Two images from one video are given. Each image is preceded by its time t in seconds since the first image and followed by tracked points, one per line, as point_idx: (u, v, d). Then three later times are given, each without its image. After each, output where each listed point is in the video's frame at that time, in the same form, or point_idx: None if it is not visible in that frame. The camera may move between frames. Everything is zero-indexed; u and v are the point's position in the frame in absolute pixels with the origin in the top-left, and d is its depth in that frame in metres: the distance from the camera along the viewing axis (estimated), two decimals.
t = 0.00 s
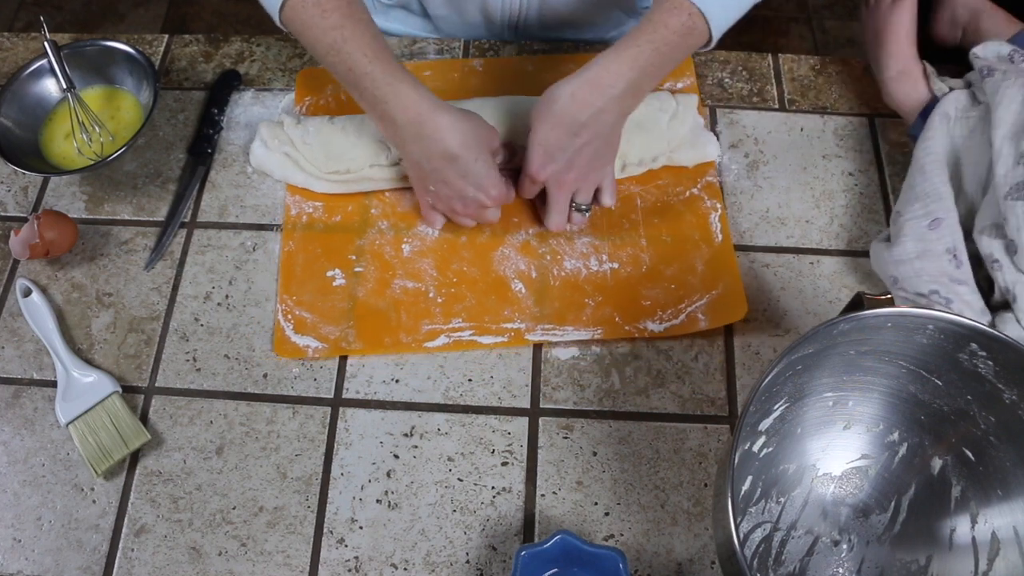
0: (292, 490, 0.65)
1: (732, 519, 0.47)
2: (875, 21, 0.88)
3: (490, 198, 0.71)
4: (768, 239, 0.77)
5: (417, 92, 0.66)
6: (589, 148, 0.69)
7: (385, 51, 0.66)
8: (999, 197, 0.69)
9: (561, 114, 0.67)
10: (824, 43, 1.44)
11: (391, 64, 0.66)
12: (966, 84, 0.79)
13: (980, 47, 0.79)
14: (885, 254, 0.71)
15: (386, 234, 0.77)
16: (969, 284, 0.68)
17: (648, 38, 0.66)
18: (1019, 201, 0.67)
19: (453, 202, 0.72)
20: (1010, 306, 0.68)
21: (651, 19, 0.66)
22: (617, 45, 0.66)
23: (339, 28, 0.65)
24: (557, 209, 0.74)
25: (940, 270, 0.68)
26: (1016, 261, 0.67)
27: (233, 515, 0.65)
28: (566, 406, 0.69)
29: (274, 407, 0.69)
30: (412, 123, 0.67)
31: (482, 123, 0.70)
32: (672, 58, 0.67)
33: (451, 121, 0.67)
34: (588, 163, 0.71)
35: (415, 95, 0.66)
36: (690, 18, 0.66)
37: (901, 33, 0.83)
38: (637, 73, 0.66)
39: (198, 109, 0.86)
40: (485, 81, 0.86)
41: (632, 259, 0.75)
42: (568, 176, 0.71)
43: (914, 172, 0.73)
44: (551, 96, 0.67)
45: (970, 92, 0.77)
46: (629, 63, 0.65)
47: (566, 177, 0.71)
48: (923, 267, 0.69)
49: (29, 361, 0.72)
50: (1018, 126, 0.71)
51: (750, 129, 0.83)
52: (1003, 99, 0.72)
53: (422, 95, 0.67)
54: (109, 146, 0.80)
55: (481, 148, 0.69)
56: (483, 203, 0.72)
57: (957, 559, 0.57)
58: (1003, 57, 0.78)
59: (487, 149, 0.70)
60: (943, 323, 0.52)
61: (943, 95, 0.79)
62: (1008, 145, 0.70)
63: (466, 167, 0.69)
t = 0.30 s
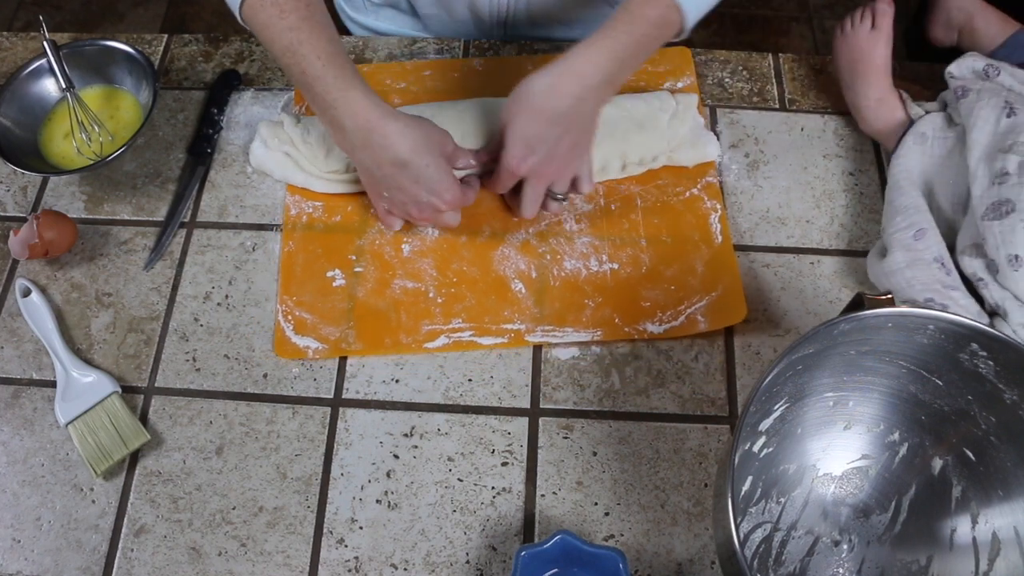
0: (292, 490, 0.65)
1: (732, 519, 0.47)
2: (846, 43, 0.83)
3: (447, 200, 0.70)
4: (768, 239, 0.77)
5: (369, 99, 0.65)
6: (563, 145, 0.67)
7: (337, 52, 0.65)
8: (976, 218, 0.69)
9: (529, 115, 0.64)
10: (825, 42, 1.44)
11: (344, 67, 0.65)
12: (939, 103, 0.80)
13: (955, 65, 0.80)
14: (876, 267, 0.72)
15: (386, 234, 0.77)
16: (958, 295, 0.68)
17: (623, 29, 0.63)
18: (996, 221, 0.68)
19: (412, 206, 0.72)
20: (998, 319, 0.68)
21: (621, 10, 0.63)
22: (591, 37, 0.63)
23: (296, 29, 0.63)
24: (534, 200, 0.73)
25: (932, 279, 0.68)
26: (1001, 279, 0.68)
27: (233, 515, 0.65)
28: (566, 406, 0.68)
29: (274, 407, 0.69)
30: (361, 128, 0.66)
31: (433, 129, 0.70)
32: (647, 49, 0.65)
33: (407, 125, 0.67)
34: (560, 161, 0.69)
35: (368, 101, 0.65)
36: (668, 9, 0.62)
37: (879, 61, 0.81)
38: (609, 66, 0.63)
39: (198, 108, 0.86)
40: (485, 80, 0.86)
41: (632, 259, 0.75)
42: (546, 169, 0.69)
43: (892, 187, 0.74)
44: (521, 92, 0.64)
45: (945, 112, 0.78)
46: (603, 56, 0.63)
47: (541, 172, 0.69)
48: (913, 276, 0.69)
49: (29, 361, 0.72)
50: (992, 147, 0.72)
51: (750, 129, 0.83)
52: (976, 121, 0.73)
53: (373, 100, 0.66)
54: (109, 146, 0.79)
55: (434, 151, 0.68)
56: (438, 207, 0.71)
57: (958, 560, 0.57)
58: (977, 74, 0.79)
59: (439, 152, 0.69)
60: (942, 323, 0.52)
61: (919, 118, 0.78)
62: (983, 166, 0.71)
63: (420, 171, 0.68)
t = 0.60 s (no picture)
0: (292, 490, 0.65)
1: (732, 519, 0.47)
2: (849, 45, 0.83)
3: (398, 201, 0.69)
4: (768, 239, 0.77)
5: (315, 94, 0.64)
6: (559, 138, 0.66)
7: (291, 54, 0.65)
8: (976, 217, 0.69)
9: (529, 113, 0.63)
10: (825, 42, 1.44)
11: (296, 66, 0.65)
12: (938, 103, 0.80)
13: (953, 66, 0.80)
14: (876, 266, 0.72)
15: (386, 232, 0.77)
16: (958, 294, 0.68)
17: (611, 23, 0.63)
18: (996, 220, 0.68)
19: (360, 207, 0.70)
20: (999, 318, 0.68)
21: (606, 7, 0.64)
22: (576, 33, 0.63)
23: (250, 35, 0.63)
24: (534, 201, 0.73)
25: (932, 278, 0.68)
26: (1001, 278, 0.68)
27: (232, 515, 0.65)
28: (567, 406, 0.68)
29: (274, 407, 0.69)
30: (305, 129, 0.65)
31: (381, 128, 0.69)
32: (631, 40, 0.65)
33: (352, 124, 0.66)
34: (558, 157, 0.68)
35: (315, 99, 0.64)
36: None
37: (881, 62, 0.80)
38: (601, 59, 0.63)
39: (198, 108, 0.86)
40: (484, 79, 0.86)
41: (632, 258, 0.75)
42: (550, 169, 0.69)
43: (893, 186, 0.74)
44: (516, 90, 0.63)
45: (944, 112, 0.78)
46: (592, 49, 0.63)
47: (542, 170, 0.69)
48: (913, 276, 0.69)
49: (29, 361, 0.72)
50: (991, 146, 0.72)
51: (750, 129, 0.83)
52: (974, 121, 0.73)
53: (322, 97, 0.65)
54: (108, 146, 0.79)
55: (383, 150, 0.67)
56: (387, 206, 0.70)
57: (958, 560, 0.57)
58: (975, 74, 0.79)
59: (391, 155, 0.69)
60: (943, 323, 0.52)
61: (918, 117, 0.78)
62: (983, 165, 0.71)
63: (369, 170, 0.66)
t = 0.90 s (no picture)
0: (292, 489, 0.66)
1: (732, 519, 0.47)
2: (840, 49, 0.82)
3: (366, 207, 0.67)
4: (768, 239, 0.77)
5: (278, 100, 0.59)
6: (525, 151, 0.65)
7: (260, 54, 0.59)
8: (973, 221, 0.70)
9: (488, 123, 0.61)
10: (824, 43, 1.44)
11: (264, 67, 0.59)
12: (934, 106, 0.80)
13: (950, 68, 0.79)
14: (874, 268, 0.72)
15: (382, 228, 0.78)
16: (954, 295, 0.68)
17: (575, 28, 0.57)
18: (993, 223, 0.68)
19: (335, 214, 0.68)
20: (997, 320, 0.68)
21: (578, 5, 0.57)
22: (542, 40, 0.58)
23: (217, 28, 0.56)
24: (499, 204, 0.72)
25: (930, 279, 0.69)
26: (998, 282, 0.68)
27: (233, 514, 0.65)
28: (566, 406, 0.69)
29: (274, 407, 0.69)
30: (267, 128, 0.60)
31: (347, 129, 0.66)
32: (594, 48, 0.58)
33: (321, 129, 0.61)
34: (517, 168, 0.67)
35: (282, 98, 0.59)
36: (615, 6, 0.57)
37: (876, 68, 0.80)
38: (566, 68, 0.58)
39: (199, 109, 0.86)
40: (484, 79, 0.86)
41: (627, 257, 0.75)
42: (513, 173, 0.68)
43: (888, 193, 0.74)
44: (479, 95, 0.60)
45: (940, 116, 0.78)
46: (556, 58, 0.58)
47: (508, 176, 0.68)
48: (911, 278, 0.69)
49: (30, 361, 0.72)
50: (988, 149, 0.72)
51: (750, 129, 0.84)
52: (971, 125, 0.73)
53: (279, 97, 0.59)
54: (109, 146, 0.80)
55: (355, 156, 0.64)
56: (352, 211, 0.67)
57: (956, 559, 0.57)
58: (971, 77, 0.78)
59: (358, 158, 0.65)
60: (943, 323, 0.52)
61: (914, 121, 0.78)
62: (980, 169, 0.71)
63: (336, 180, 0.63)
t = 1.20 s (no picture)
0: (292, 489, 0.66)
1: (732, 519, 0.47)
2: (827, 131, 0.79)
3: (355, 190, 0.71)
4: (768, 239, 0.77)
5: (286, 77, 0.67)
6: (467, 142, 0.69)
7: (269, 38, 0.68)
8: (971, 228, 0.70)
9: (432, 114, 0.66)
10: (824, 43, 1.44)
11: (268, 47, 0.68)
12: (926, 111, 0.80)
13: (942, 73, 0.79)
14: (873, 273, 0.72)
15: (382, 226, 0.78)
16: (954, 295, 0.68)
17: (513, 30, 0.65)
18: (992, 230, 0.68)
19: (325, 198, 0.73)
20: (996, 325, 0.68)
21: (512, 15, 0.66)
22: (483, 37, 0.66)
23: (236, 20, 0.67)
24: (448, 207, 0.74)
25: (928, 283, 0.68)
26: (997, 288, 0.68)
27: (233, 514, 0.65)
28: (566, 406, 0.69)
29: (274, 407, 0.69)
30: (274, 103, 0.68)
31: (356, 118, 0.70)
32: (535, 52, 0.67)
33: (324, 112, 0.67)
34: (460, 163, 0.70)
35: (287, 78, 0.67)
36: (555, 11, 0.66)
37: (869, 116, 0.77)
38: (501, 64, 0.66)
39: (199, 109, 0.86)
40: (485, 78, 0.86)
41: (626, 257, 0.75)
42: (453, 172, 0.71)
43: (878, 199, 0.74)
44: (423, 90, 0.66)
45: (934, 121, 0.78)
46: (493, 54, 0.65)
47: (446, 174, 0.71)
48: (908, 282, 0.69)
49: (30, 361, 0.72)
50: (983, 155, 0.72)
51: (749, 129, 0.84)
52: (966, 131, 0.73)
53: (296, 84, 0.68)
54: (109, 146, 0.80)
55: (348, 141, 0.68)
56: (342, 191, 0.71)
57: (955, 559, 0.57)
58: (964, 81, 0.78)
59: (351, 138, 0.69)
60: (942, 323, 0.52)
61: (908, 130, 0.77)
62: (976, 175, 0.71)
63: (326, 155, 0.69)
